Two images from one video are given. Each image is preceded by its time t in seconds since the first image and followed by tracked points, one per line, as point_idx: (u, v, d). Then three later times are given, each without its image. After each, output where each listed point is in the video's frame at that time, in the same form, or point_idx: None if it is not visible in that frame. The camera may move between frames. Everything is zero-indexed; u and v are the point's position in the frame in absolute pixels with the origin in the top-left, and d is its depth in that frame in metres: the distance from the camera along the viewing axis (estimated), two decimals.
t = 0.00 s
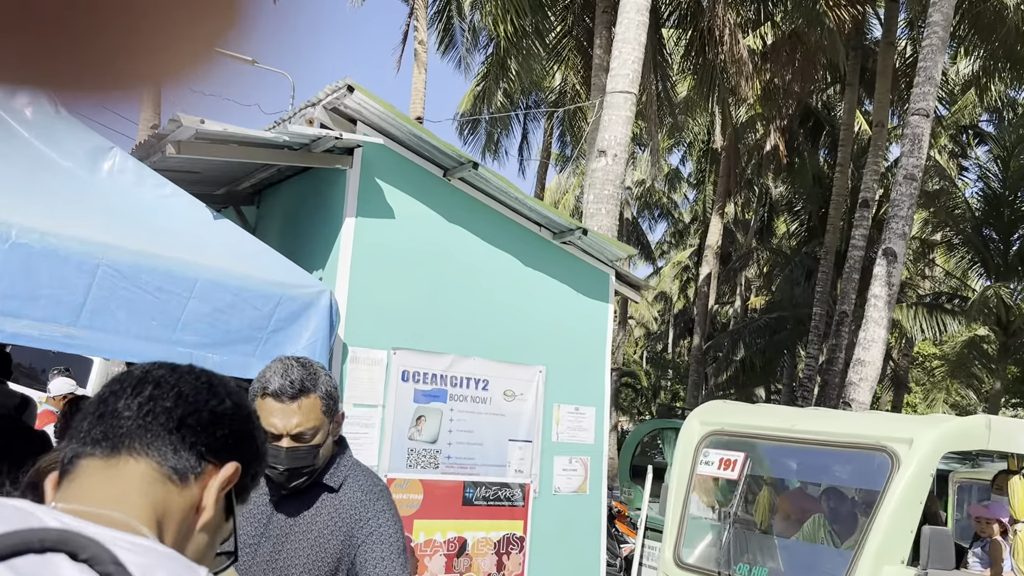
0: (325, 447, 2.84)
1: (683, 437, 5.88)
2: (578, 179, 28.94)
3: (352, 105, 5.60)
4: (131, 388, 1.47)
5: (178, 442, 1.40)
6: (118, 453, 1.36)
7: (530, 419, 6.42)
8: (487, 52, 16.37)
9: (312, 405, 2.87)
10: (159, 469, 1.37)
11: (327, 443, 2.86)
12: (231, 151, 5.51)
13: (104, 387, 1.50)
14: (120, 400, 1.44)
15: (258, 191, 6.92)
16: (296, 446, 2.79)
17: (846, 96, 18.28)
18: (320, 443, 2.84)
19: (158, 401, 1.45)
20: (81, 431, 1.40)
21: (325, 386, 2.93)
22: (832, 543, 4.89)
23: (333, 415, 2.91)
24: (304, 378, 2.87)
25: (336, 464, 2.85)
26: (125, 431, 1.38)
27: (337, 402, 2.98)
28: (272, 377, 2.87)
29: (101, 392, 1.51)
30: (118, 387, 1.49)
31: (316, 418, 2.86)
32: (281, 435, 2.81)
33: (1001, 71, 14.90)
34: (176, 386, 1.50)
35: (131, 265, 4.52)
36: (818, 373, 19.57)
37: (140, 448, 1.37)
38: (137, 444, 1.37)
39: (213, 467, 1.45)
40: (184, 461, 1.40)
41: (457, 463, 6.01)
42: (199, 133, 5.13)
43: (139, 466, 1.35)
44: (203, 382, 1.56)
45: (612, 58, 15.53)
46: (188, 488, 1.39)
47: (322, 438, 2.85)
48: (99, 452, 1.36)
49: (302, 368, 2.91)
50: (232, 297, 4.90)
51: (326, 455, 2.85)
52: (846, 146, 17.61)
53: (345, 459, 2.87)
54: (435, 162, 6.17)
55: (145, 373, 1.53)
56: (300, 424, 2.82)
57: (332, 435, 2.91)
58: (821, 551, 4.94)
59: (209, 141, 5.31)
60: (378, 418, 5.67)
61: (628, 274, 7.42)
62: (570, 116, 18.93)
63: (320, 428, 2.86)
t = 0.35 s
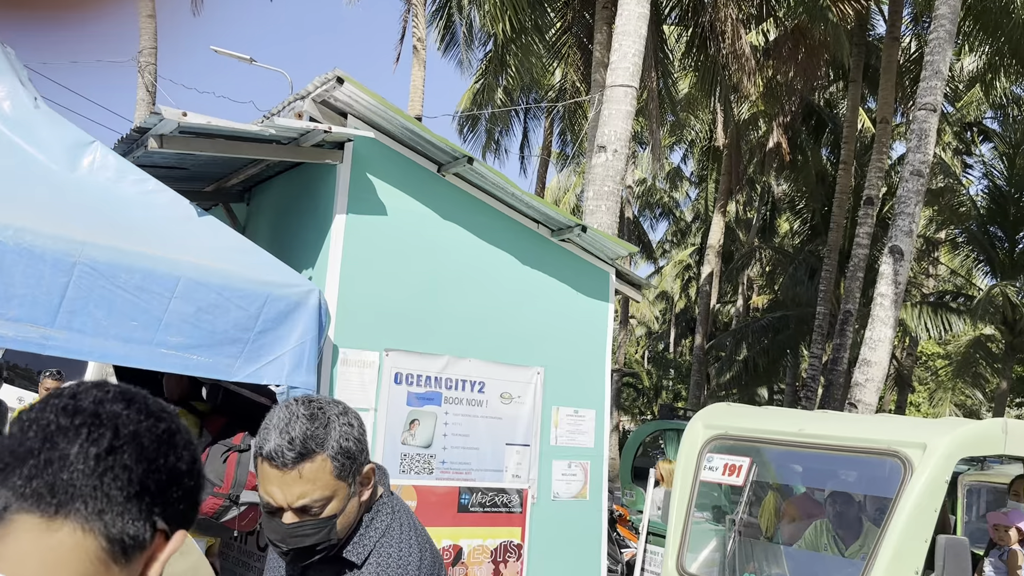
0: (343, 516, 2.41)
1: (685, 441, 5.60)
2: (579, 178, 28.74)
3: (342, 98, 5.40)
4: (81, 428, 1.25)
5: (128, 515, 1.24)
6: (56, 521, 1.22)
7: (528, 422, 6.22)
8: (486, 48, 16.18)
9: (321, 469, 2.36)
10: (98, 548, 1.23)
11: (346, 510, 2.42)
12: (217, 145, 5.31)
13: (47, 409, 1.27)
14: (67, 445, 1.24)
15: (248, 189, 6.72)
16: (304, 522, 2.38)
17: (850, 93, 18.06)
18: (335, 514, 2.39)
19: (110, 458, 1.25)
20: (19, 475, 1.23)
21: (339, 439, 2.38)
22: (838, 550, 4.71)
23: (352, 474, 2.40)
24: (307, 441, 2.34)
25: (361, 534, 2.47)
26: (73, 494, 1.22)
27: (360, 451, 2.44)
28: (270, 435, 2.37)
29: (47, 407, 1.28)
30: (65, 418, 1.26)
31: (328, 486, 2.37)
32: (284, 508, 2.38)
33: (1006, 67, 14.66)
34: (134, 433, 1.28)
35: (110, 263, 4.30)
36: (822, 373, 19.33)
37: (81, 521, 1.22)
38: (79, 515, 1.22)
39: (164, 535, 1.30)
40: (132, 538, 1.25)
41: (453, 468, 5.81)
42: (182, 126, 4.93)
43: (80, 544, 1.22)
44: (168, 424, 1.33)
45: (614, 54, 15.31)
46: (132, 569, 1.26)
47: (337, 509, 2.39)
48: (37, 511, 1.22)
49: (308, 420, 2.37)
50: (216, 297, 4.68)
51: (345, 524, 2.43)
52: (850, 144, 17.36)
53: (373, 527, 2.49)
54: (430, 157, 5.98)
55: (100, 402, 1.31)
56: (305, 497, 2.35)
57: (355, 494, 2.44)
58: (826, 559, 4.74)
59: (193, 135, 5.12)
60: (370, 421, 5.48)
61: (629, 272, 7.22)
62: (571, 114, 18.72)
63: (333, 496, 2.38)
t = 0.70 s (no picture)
0: (336, 550, 2.26)
1: (691, 442, 5.44)
2: (578, 177, 28.63)
3: (340, 91, 5.28)
4: (51, 418, 1.07)
5: (107, 525, 1.08)
6: (23, 532, 1.05)
7: (531, 423, 6.10)
8: (487, 46, 16.06)
9: (307, 498, 2.21)
10: (73, 562, 1.07)
11: (341, 544, 2.25)
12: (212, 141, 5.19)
13: (6, 394, 1.08)
14: (33, 440, 1.06)
15: (244, 186, 6.60)
16: (291, 552, 2.27)
17: (851, 90, 17.94)
18: (323, 547, 2.24)
19: (88, 456, 1.07)
20: None
21: (329, 466, 2.20)
22: (843, 553, 4.58)
23: (346, 507, 2.22)
24: (291, 468, 2.20)
25: (374, 566, 2.29)
26: (43, 500, 1.05)
27: (359, 479, 2.24)
28: (262, 456, 2.27)
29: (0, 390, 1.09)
30: (30, 406, 1.08)
31: (314, 517, 2.21)
32: (268, 537, 2.29)
33: (1010, 63, 14.51)
34: (113, 423, 1.10)
35: (101, 262, 4.17)
36: (824, 371, 19.22)
37: (52, 532, 1.05)
38: (52, 526, 1.06)
39: (141, 537, 1.15)
40: (111, 548, 1.09)
41: (454, 470, 5.69)
42: (175, 120, 4.81)
43: (51, 559, 1.06)
44: (147, 411, 1.15)
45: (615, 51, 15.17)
46: None
47: (326, 543, 2.23)
48: None
49: (300, 442, 2.23)
50: (211, 297, 4.56)
51: (339, 558, 2.27)
52: (852, 141, 17.23)
53: (389, 558, 2.29)
54: (429, 153, 5.86)
55: (70, 383, 1.11)
56: (290, 526, 2.23)
57: (355, 527, 2.26)
58: (832, 563, 4.60)
59: (187, 130, 5.00)
60: (370, 422, 5.36)
61: (633, 270, 7.11)
62: (572, 111, 18.59)
63: (323, 529, 2.22)
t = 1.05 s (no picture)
0: (352, 515, 2.26)
1: (695, 438, 5.41)
2: (579, 175, 28.61)
3: (341, 88, 5.25)
4: (72, 369, 1.03)
5: (134, 481, 1.06)
6: (46, 499, 1.00)
7: (535, 421, 6.08)
8: (487, 43, 16.04)
9: (330, 455, 2.25)
10: (97, 521, 1.03)
11: (359, 508, 2.25)
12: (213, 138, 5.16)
13: (17, 340, 1.02)
14: (56, 391, 1.02)
15: (245, 184, 6.57)
16: (309, 509, 2.31)
17: (852, 87, 17.91)
18: (340, 508, 2.26)
19: (115, 412, 1.05)
20: None
21: (356, 429, 2.24)
22: (851, 550, 4.54)
23: (365, 471, 2.24)
24: (319, 423, 2.26)
25: (395, 543, 2.21)
26: (65, 457, 1.01)
27: (383, 449, 2.25)
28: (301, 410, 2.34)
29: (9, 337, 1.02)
30: (46, 354, 1.03)
31: (335, 475, 2.25)
32: (292, 490, 2.33)
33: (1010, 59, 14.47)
34: (136, 373, 1.07)
35: (103, 260, 4.13)
36: (825, 368, 19.19)
37: (75, 496, 1.01)
38: (77, 490, 1.01)
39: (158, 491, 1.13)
40: (134, 506, 1.07)
41: (457, 468, 5.66)
42: (176, 117, 4.79)
43: (71, 525, 1.01)
44: (165, 356, 1.13)
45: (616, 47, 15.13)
46: (127, 538, 1.08)
47: (341, 504, 2.25)
48: (19, 486, 0.99)
49: (336, 401, 2.29)
50: (214, 294, 4.53)
51: (356, 524, 2.27)
52: (852, 138, 17.19)
53: (410, 535, 2.21)
54: (431, 150, 5.83)
55: (85, 327, 1.06)
56: (310, 480, 2.28)
57: (375, 495, 2.26)
58: (840, 560, 4.57)
59: (188, 127, 4.97)
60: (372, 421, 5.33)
61: (636, 268, 7.08)
62: (572, 109, 18.54)
63: (342, 489, 2.25)
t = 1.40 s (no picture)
0: (376, 476, 2.39)
1: (697, 436, 5.38)
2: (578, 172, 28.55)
3: (342, 85, 5.23)
4: (96, 327, 1.08)
5: (162, 440, 1.11)
6: (73, 467, 1.06)
7: (536, 419, 6.06)
8: (485, 39, 15.98)
9: (353, 422, 2.42)
10: (130, 486, 1.09)
11: (381, 470, 2.39)
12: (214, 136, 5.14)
13: (43, 299, 1.07)
14: (79, 349, 1.07)
15: (246, 182, 6.55)
16: (336, 470, 2.45)
17: (851, 83, 17.86)
18: (364, 468, 2.40)
19: (142, 371, 1.10)
20: (16, 389, 1.05)
21: (376, 397, 2.41)
22: (853, 550, 4.54)
23: (385, 435, 2.38)
24: (344, 393, 2.44)
25: (421, 506, 2.32)
26: (94, 416, 1.07)
27: (402, 418, 2.41)
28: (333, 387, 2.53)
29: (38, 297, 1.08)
30: (68, 312, 1.08)
31: (358, 439, 2.41)
32: (326, 455, 2.49)
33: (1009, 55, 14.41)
34: (160, 330, 1.12)
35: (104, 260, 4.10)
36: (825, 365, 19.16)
37: (102, 463, 1.07)
38: (106, 449, 1.07)
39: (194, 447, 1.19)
40: (164, 464, 1.12)
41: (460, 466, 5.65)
42: (177, 116, 4.77)
43: (100, 493, 1.07)
44: (193, 313, 1.18)
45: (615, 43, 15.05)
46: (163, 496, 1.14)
47: (364, 465, 2.39)
48: (52, 450, 1.05)
49: (361, 376, 2.47)
50: (216, 293, 4.50)
51: (379, 486, 2.40)
52: (852, 135, 17.13)
53: (435, 498, 2.32)
54: (432, 147, 5.81)
55: (107, 284, 1.11)
56: (338, 444, 2.43)
57: (396, 458, 2.40)
58: (842, 559, 4.56)
59: (189, 125, 4.96)
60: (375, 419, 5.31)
61: (637, 265, 7.08)
62: (571, 106, 18.45)
63: (364, 452, 2.40)
